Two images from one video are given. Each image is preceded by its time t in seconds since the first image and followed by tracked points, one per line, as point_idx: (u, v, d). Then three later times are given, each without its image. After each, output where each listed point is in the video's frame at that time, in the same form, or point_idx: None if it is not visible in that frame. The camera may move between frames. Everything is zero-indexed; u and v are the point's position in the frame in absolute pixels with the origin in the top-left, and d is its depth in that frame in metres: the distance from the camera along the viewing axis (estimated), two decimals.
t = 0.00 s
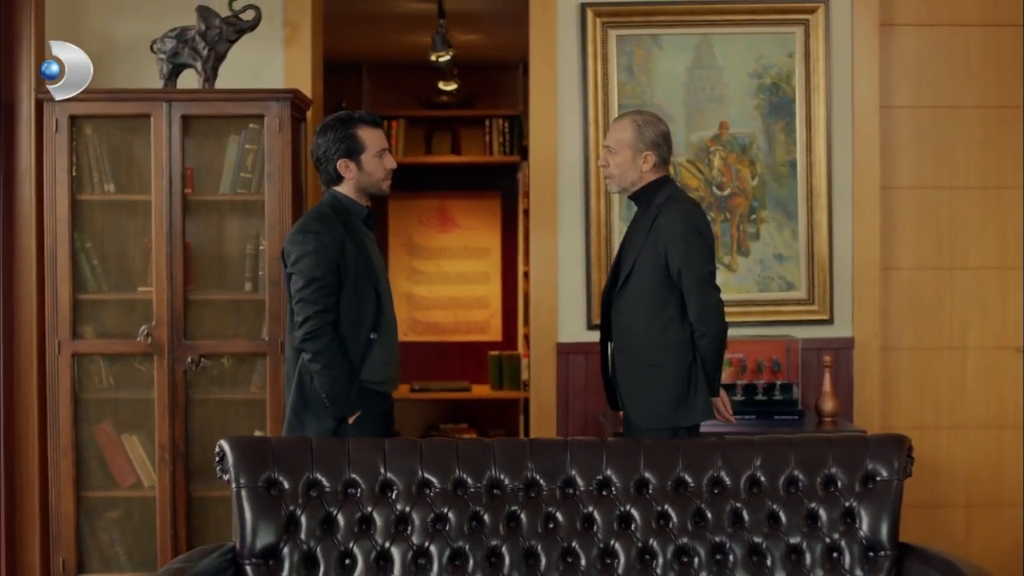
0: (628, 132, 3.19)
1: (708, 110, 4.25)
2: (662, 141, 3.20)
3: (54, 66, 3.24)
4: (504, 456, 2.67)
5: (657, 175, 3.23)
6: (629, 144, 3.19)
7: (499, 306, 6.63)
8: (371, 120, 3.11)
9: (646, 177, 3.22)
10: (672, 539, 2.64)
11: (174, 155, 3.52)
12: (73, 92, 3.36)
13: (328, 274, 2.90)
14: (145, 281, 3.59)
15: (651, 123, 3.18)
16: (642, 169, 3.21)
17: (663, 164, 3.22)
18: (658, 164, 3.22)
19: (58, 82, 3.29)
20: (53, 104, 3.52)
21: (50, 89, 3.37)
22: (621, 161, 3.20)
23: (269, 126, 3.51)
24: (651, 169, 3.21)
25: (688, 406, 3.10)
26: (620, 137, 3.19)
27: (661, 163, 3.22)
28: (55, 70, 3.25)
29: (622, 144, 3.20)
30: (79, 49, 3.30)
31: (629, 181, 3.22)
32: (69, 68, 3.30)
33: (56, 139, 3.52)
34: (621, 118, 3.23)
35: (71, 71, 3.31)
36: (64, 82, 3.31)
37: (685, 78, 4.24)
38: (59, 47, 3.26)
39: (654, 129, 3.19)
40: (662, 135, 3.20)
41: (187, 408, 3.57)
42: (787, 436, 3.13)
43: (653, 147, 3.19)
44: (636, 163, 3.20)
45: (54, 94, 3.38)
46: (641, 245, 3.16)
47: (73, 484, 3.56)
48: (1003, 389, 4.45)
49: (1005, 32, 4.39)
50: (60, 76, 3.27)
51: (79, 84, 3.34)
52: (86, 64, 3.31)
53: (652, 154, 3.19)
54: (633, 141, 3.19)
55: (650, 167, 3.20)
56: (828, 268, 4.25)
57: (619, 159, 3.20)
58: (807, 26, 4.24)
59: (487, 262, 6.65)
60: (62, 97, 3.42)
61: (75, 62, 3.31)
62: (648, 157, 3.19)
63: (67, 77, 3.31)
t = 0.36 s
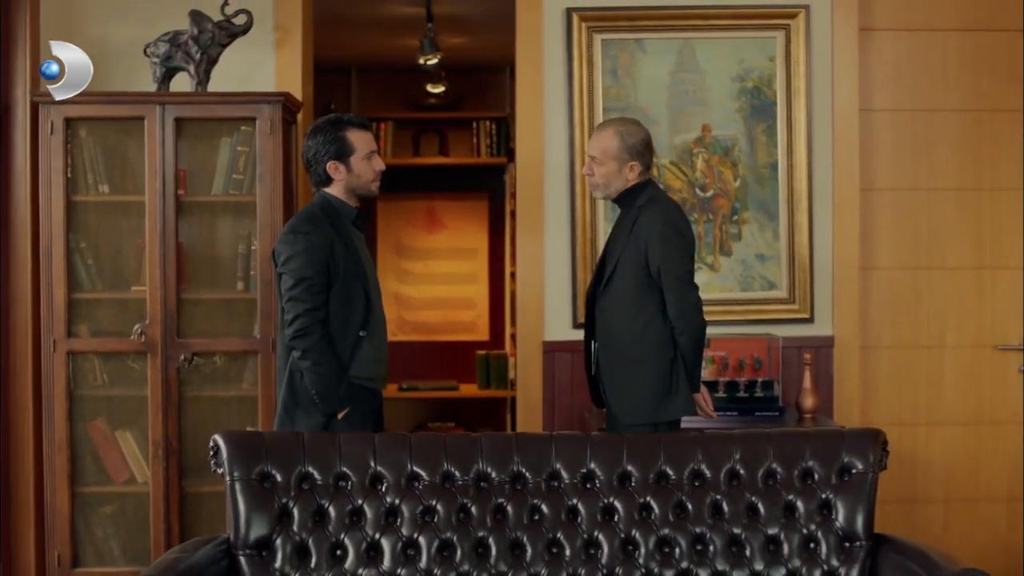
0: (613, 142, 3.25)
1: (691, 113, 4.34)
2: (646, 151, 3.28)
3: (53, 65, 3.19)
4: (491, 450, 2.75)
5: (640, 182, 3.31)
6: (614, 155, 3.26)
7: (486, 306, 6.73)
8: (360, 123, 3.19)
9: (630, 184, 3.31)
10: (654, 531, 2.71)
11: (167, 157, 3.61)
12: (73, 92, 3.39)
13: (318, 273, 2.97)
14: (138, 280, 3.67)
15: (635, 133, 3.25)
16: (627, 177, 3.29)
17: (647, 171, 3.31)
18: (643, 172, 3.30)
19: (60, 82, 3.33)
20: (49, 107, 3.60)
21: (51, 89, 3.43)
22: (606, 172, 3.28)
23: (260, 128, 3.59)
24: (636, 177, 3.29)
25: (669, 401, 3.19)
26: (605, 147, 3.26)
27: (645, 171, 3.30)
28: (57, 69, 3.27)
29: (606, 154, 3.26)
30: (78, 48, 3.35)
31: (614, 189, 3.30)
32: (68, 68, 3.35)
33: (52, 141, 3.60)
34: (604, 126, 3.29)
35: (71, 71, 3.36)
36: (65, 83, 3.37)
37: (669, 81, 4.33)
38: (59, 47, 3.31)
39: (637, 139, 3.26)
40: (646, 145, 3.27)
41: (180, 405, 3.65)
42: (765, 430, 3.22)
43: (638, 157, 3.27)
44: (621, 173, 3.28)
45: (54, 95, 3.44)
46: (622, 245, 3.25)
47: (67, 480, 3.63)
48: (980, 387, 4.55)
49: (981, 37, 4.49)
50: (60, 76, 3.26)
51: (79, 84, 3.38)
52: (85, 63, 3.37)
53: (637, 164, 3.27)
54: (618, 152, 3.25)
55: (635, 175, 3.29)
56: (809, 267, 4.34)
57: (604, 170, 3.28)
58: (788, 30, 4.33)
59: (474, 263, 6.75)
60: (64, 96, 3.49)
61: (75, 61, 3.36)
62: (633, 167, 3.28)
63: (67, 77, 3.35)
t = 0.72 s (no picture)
0: (597, 140, 3.34)
1: (674, 115, 4.43)
2: (629, 150, 3.36)
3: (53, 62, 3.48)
4: (478, 445, 2.82)
5: (622, 181, 3.39)
6: (598, 152, 3.34)
7: (474, 305, 6.81)
8: (350, 126, 3.26)
9: (613, 183, 3.38)
10: (637, 523, 2.78)
11: (159, 159, 3.68)
12: (73, 92, 3.64)
13: (308, 273, 3.04)
14: (131, 280, 3.75)
15: (619, 131, 3.34)
16: (609, 175, 3.36)
17: (629, 170, 3.38)
18: (625, 171, 3.38)
19: (60, 81, 3.60)
20: (43, 109, 3.68)
21: (53, 88, 3.65)
22: (589, 168, 3.36)
23: (251, 131, 3.66)
24: (617, 175, 3.37)
25: (652, 398, 3.27)
26: (589, 144, 3.34)
27: (627, 170, 3.38)
28: (55, 70, 3.56)
29: (590, 151, 3.35)
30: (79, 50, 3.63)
31: (595, 186, 3.38)
32: (68, 68, 3.61)
33: (46, 143, 3.68)
34: (590, 125, 3.37)
35: (71, 71, 3.62)
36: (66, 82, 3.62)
37: (652, 85, 4.41)
38: (60, 48, 3.58)
39: (622, 138, 3.34)
40: (629, 144, 3.36)
41: (173, 402, 3.72)
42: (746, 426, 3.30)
43: (620, 156, 3.35)
44: (603, 169, 3.36)
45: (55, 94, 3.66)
46: (606, 245, 3.33)
47: (62, 475, 3.71)
48: (957, 384, 4.64)
49: (958, 41, 4.59)
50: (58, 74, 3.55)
51: (79, 84, 3.64)
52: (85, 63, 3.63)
53: (619, 162, 3.35)
54: (601, 149, 3.34)
55: (616, 174, 3.36)
56: (790, 267, 4.43)
57: (587, 166, 3.36)
58: (770, 34, 4.42)
59: (462, 262, 6.83)
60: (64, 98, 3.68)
61: (76, 62, 3.62)
62: (615, 165, 3.35)
63: (68, 77, 3.61)
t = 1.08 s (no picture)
0: (579, 140, 3.41)
1: (657, 118, 4.51)
2: (612, 149, 3.44)
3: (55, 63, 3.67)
4: (464, 440, 2.90)
5: (604, 179, 3.46)
6: (580, 151, 3.42)
7: (460, 305, 6.88)
8: (339, 128, 3.32)
9: (595, 181, 3.46)
10: (619, 516, 2.86)
11: (151, 160, 3.74)
12: (73, 91, 3.79)
13: (298, 272, 3.11)
14: (123, 279, 3.81)
15: (602, 131, 3.41)
16: (592, 173, 3.44)
17: (612, 168, 3.46)
18: (607, 169, 3.45)
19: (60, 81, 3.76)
20: (36, 111, 3.74)
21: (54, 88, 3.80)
22: (573, 167, 3.43)
23: (242, 133, 3.72)
24: (599, 174, 3.44)
25: (634, 395, 3.35)
26: (573, 144, 3.42)
27: (609, 168, 3.45)
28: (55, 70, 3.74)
29: (573, 150, 3.42)
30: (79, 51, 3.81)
31: (579, 185, 3.46)
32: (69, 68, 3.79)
33: (39, 144, 3.74)
34: (574, 126, 3.45)
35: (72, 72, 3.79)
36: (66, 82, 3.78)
37: (636, 88, 4.49)
38: (61, 49, 3.77)
39: (604, 137, 3.42)
40: (611, 143, 3.43)
41: (165, 399, 3.78)
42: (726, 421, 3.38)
43: (602, 154, 3.42)
44: (586, 168, 3.43)
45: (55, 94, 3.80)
46: (589, 245, 3.41)
47: (55, 472, 3.78)
48: (934, 382, 4.74)
49: (935, 45, 4.69)
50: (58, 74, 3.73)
51: (79, 83, 3.80)
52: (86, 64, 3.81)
53: (601, 160, 3.42)
54: (583, 148, 3.41)
55: (598, 172, 3.43)
56: (770, 267, 4.52)
57: (570, 165, 3.43)
58: (751, 38, 4.51)
59: (448, 262, 6.91)
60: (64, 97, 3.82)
61: (76, 62, 3.79)
62: (597, 163, 3.43)
63: (68, 76, 3.78)
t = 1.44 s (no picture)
0: (565, 139, 3.48)
1: (643, 118, 4.58)
2: (597, 149, 3.51)
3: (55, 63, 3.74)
4: (453, 434, 2.97)
5: (589, 179, 3.53)
6: (566, 150, 3.48)
7: (449, 302, 6.95)
8: (330, 128, 3.38)
9: (581, 180, 3.53)
10: (604, 507, 2.93)
11: (145, 159, 3.80)
12: (73, 91, 3.85)
13: (291, 269, 3.18)
14: (118, 276, 3.87)
15: (587, 132, 3.48)
16: (577, 173, 3.51)
17: (597, 168, 3.53)
18: (592, 168, 3.52)
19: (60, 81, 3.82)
20: (31, 110, 3.79)
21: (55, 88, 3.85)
22: (558, 166, 3.50)
23: (234, 132, 3.79)
24: (585, 173, 3.51)
25: (619, 390, 3.42)
26: (559, 144, 3.48)
27: (594, 168, 3.52)
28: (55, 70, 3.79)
29: (559, 150, 3.49)
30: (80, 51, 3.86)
31: (565, 184, 3.52)
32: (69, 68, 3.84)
33: (35, 143, 3.79)
34: (560, 126, 3.51)
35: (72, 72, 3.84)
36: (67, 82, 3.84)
37: (622, 88, 4.57)
38: (61, 49, 3.82)
39: (590, 137, 3.49)
40: (596, 143, 3.50)
41: (158, 394, 3.85)
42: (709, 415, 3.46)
43: (587, 153, 3.49)
44: (571, 167, 3.50)
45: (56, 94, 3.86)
46: (576, 243, 3.48)
47: (50, 466, 3.83)
48: (915, 377, 4.82)
49: (916, 46, 4.77)
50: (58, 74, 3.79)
51: (80, 83, 3.85)
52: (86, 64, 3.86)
53: (586, 160, 3.49)
54: (569, 147, 3.48)
55: (584, 171, 3.50)
56: (754, 264, 4.60)
57: (556, 164, 3.50)
58: (736, 39, 4.58)
59: (437, 259, 6.98)
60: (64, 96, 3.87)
61: (76, 62, 3.84)
62: (582, 162, 3.50)
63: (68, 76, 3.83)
